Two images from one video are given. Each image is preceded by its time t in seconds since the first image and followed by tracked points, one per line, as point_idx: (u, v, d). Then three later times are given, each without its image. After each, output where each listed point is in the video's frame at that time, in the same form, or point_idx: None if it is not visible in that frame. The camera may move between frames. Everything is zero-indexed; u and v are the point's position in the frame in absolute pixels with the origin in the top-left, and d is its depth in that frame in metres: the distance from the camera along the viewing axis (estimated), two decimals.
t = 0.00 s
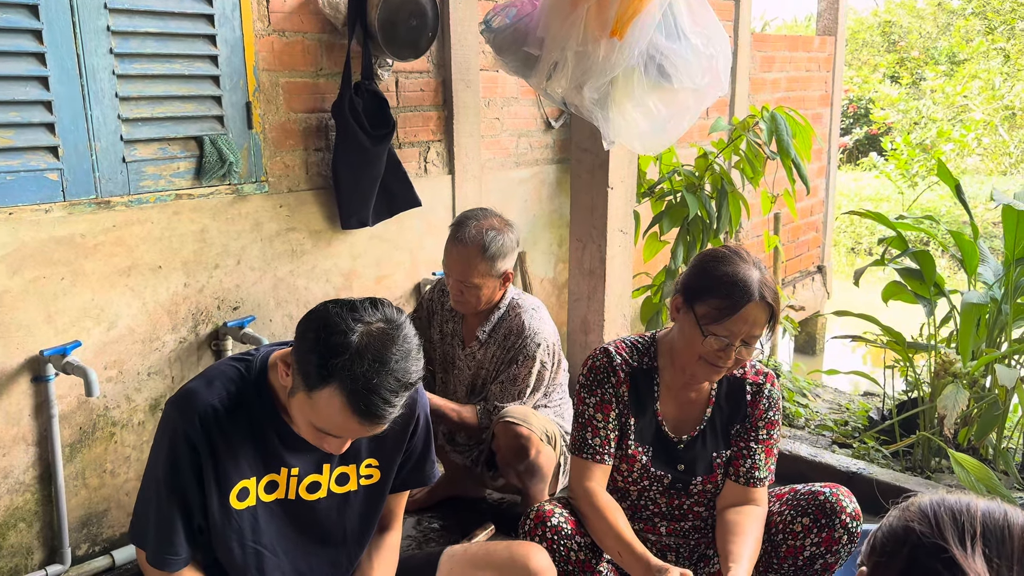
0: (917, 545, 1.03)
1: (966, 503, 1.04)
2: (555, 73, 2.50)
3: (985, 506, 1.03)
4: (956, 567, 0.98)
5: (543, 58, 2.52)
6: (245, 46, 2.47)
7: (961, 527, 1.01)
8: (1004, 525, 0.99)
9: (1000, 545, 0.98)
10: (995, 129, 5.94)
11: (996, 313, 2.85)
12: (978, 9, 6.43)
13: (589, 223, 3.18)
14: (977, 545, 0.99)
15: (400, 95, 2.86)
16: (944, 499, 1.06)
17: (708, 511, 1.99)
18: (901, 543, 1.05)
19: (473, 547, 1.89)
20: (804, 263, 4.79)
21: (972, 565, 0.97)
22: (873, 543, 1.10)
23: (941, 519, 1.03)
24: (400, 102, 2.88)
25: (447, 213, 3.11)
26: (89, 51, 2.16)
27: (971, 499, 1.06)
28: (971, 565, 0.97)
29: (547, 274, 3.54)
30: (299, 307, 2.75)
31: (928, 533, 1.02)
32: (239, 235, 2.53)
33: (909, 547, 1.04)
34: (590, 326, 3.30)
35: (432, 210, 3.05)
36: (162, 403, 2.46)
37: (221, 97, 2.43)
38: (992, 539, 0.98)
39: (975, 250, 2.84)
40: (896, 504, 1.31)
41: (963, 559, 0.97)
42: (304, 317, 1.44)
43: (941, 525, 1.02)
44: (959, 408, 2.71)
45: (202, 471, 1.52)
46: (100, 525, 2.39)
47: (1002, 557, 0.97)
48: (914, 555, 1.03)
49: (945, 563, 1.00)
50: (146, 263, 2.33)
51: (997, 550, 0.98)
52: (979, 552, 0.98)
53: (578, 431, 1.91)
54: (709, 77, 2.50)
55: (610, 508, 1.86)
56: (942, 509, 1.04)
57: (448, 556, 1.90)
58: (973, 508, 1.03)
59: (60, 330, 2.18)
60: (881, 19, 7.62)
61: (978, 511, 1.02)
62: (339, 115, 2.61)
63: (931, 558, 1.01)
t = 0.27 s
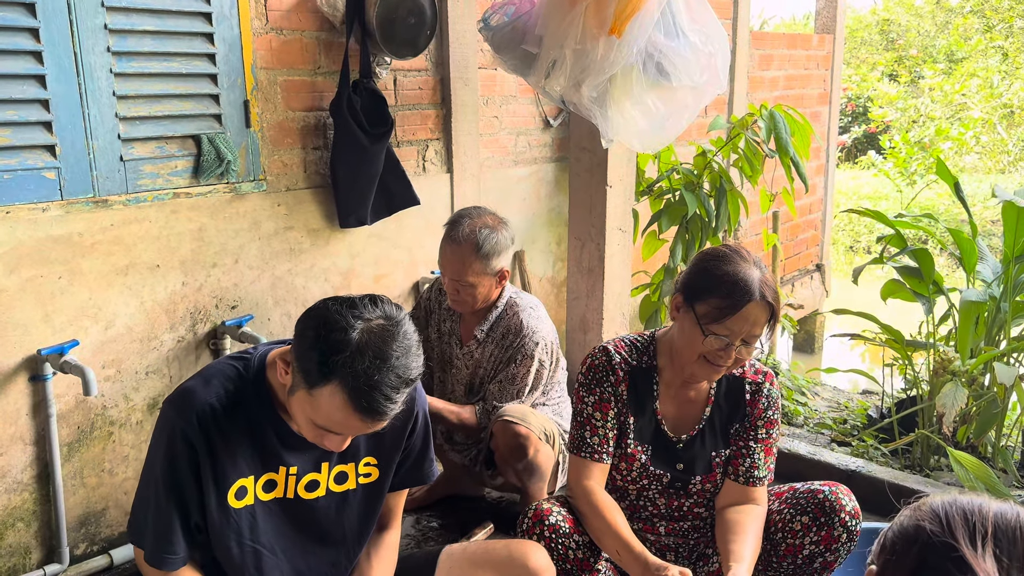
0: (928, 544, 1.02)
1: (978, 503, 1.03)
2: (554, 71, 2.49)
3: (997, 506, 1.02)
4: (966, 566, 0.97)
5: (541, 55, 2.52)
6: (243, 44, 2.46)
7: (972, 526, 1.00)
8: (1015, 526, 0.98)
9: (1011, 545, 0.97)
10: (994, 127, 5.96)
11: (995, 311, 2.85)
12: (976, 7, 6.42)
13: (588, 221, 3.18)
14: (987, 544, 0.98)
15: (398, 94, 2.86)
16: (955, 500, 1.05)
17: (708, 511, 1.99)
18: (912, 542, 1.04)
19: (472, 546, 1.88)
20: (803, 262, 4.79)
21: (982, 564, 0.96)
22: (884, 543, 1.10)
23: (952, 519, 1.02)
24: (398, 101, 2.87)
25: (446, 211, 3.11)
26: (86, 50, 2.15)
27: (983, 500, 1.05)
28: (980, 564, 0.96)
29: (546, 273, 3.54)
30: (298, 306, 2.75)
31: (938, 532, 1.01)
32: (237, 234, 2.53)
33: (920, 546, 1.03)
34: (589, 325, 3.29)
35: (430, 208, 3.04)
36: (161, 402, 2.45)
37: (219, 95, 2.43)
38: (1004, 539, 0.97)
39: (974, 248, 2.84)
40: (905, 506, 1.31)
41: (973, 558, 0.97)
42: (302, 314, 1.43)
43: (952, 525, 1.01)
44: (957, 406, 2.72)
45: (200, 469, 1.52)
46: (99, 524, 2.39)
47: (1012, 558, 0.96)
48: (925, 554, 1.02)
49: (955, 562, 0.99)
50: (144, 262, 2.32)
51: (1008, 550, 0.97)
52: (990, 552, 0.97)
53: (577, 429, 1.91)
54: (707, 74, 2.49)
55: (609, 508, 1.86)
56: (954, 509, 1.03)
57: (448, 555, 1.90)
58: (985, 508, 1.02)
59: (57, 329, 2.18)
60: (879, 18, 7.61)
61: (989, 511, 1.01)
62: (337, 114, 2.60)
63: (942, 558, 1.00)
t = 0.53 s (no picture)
0: (925, 541, 1.01)
1: (974, 501, 1.03)
2: (551, 69, 2.48)
3: (994, 504, 1.02)
4: (963, 563, 0.97)
5: (539, 53, 2.51)
6: (239, 42, 2.46)
7: (970, 524, 1.00)
8: (1013, 523, 0.98)
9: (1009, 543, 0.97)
10: (991, 125, 5.93)
11: (993, 308, 2.85)
12: (974, 5, 6.41)
13: (585, 219, 3.17)
14: (985, 542, 0.98)
15: (395, 91, 2.85)
16: (952, 497, 1.05)
17: (706, 510, 1.99)
18: (908, 539, 1.03)
19: (469, 544, 1.87)
20: (801, 260, 4.79)
21: (979, 561, 0.95)
22: (879, 540, 1.09)
23: (950, 516, 1.02)
24: (395, 99, 2.87)
25: (443, 210, 3.10)
26: (82, 48, 2.15)
27: (979, 498, 1.05)
28: (977, 561, 0.96)
29: (544, 271, 3.54)
30: (295, 304, 2.74)
31: (935, 529, 1.01)
32: (233, 232, 2.52)
33: (916, 543, 1.02)
34: (586, 323, 3.29)
35: (428, 207, 3.04)
36: (158, 401, 2.45)
37: (215, 93, 2.42)
38: (1001, 537, 0.97)
39: (972, 245, 2.84)
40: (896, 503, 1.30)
41: (971, 555, 0.96)
42: (300, 311, 1.43)
43: (949, 522, 1.00)
44: (955, 403, 2.72)
45: (196, 467, 1.52)
46: (96, 523, 2.38)
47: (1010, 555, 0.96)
48: (922, 551, 1.01)
49: (952, 559, 0.98)
50: (141, 260, 2.32)
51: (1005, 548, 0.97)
52: (988, 549, 0.97)
53: (574, 427, 1.91)
54: (705, 72, 2.49)
55: (606, 506, 1.86)
56: (950, 506, 1.03)
57: (445, 553, 1.88)
58: (982, 506, 1.02)
59: (54, 328, 2.17)
60: (876, 16, 7.61)
61: (986, 509, 1.01)
62: (334, 112, 2.59)
63: (938, 555, 1.00)
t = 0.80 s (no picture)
0: (920, 539, 1.01)
1: (969, 498, 1.03)
2: (548, 67, 2.48)
3: (989, 501, 1.02)
4: (959, 561, 0.97)
5: (535, 51, 2.51)
6: (235, 40, 2.45)
7: (966, 521, 0.99)
8: (1009, 521, 0.98)
9: (1004, 539, 0.97)
10: (988, 122, 5.95)
11: (990, 306, 2.85)
12: (971, 3, 6.41)
13: (582, 218, 3.17)
14: (981, 539, 0.97)
15: (392, 90, 2.84)
16: (947, 494, 1.04)
17: (704, 508, 1.99)
18: (904, 537, 1.03)
19: (467, 543, 1.88)
20: (798, 258, 4.79)
21: (976, 559, 0.95)
22: (875, 537, 1.09)
23: (945, 514, 1.01)
24: (391, 97, 2.86)
25: (440, 208, 3.10)
26: (77, 46, 2.14)
27: (975, 495, 1.05)
28: (974, 558, 0.96)
29: (541, 270, 3.53)
30: (292, 303, 2.74)
31: (931, 526, 1.01)
32: (229, 232, 2.51)
33: (912, 540, 1.02)
34: (584, 321, 3.28)
35: (424, 205, 3.03)
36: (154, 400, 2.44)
37: (211, 92, 2.42)
38: (997, 534, 0.97)
39: (969, 243, 2.84)
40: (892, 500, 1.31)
41: (967, 553, 0.96)
42: (298, 310, 1.43)
43: (945, 520, 1.00)
44: (953, 401, 2.73)
45: (192, 467, 1.51)
46: (92, 523, 2.38)
47: (1006, 552, 0.96)
48: (918, 548, 1.01)
49: (949, 557, 0.98)
50: (136, 259, 2.31)
51: (1001, 545, 0.96)
52: (984, 547, 0.97)
53: (572, 426, 1.91)
54: (701, 70, 2.49)
55: (605, 504, 1.85)
56: (946, 504, 1.03)
57: (442, 552, 1.89)
58: (978, 503, 1.01)
59: (49, 328, 2.16)
60: (873, 14, 7.62)
61: (982, 506, 1.01)
62: (331, 110, 2.59)
63: (935, 552, 1.00)
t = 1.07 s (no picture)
0: (912, 535, 1.01)
1: (960, 493, 1.03)
2: (542, 66, 2.48)
3: (979, 496, 1.02)
4: (951, 556, 0.97)
5: (530, 50, 2.50)
6: (229, 39, 2.45)
7: (956, 515, 1.00)
8: (999, 514, 0.98)
9: (995, 533, 0.97)
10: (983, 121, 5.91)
11: (984, 303, 2.87)
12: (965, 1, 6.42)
13: (577, 216, 3.16)
14: (971, 532, 0.98)
15: (387, 89, 2.84)
16: (937, 490, 1.05)
17: (702, 506, 2.00)
18: (895, 532, 1.03)
19: (463, 542, 1.88)
20: (794, 256, 4.80)
21: (967, 553, 0.95)
22: (867, 534, 1.09)
23: (936, 509, 1.02)
24: (386, 96, 2.86)
25: (435, 207, 3.09)
26: (70, 45, 2.13)
27: (965, 490, 1.05)
28: (965, 553, 0.96)
29: (537, 268, 3.53)
30: (287, 303, 2.73)
31: (922, 521, 1.01)
32: (224, 231, 2.51)
33: (903, 536, 1.02)
34: (579, 320, 3.28)
35: (420, 204, 3.03)
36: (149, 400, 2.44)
37: (205, 91, 2.41)
38: (987, 528, 0.97)
39: (963, 241, 2.86)
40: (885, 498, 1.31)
41: (959, 547, 0.96)
42: (295, 309, 1.42)
43: (936, 515, 1.00)
44: (947, 398, 2.73)
45: (187, 466, 1.51)
46: (87, 524, 2.37)
47: (997, 546, 0.96)
48: (909, 542, 1.01)
49: (941, 553, 0.98)
50: (131, 259, 2.31)
51: (992, 538, 0.97)
52: (975, 541, 0.97)
53: (568, 426, 1.91)
54: (697, 68, 2.49)
55: (605, 503, 1.85)
56: (936, 499, 1.03)
57: (438, 551, 1.89)
58: (968, 497, 1.02)
59: (43, 328, 2.16)
60: (869, 12, 7.65)
61: (972, 501, 1.01)
62: (326, 110, 2.59)
63: (926, 547, 1.00)
